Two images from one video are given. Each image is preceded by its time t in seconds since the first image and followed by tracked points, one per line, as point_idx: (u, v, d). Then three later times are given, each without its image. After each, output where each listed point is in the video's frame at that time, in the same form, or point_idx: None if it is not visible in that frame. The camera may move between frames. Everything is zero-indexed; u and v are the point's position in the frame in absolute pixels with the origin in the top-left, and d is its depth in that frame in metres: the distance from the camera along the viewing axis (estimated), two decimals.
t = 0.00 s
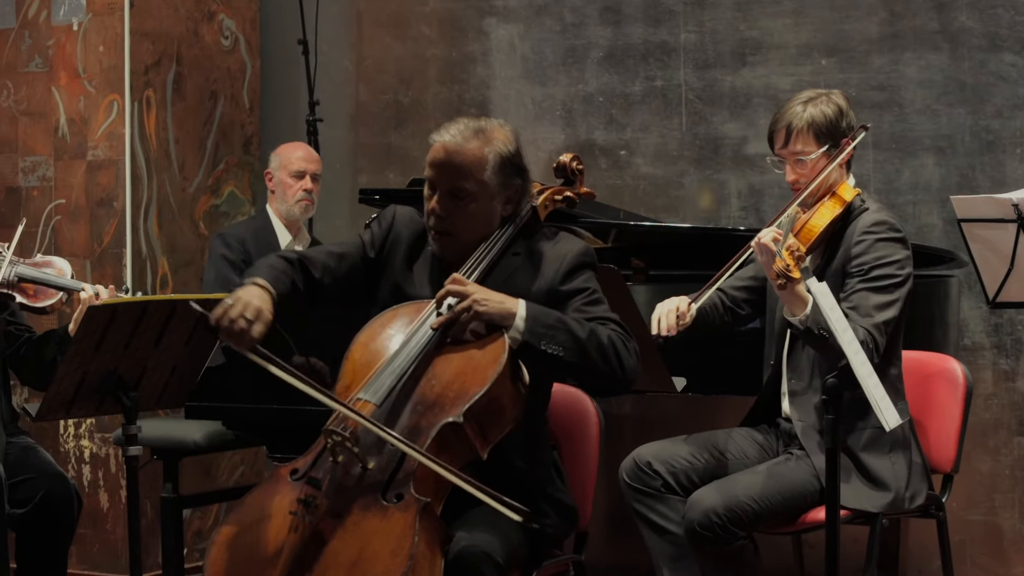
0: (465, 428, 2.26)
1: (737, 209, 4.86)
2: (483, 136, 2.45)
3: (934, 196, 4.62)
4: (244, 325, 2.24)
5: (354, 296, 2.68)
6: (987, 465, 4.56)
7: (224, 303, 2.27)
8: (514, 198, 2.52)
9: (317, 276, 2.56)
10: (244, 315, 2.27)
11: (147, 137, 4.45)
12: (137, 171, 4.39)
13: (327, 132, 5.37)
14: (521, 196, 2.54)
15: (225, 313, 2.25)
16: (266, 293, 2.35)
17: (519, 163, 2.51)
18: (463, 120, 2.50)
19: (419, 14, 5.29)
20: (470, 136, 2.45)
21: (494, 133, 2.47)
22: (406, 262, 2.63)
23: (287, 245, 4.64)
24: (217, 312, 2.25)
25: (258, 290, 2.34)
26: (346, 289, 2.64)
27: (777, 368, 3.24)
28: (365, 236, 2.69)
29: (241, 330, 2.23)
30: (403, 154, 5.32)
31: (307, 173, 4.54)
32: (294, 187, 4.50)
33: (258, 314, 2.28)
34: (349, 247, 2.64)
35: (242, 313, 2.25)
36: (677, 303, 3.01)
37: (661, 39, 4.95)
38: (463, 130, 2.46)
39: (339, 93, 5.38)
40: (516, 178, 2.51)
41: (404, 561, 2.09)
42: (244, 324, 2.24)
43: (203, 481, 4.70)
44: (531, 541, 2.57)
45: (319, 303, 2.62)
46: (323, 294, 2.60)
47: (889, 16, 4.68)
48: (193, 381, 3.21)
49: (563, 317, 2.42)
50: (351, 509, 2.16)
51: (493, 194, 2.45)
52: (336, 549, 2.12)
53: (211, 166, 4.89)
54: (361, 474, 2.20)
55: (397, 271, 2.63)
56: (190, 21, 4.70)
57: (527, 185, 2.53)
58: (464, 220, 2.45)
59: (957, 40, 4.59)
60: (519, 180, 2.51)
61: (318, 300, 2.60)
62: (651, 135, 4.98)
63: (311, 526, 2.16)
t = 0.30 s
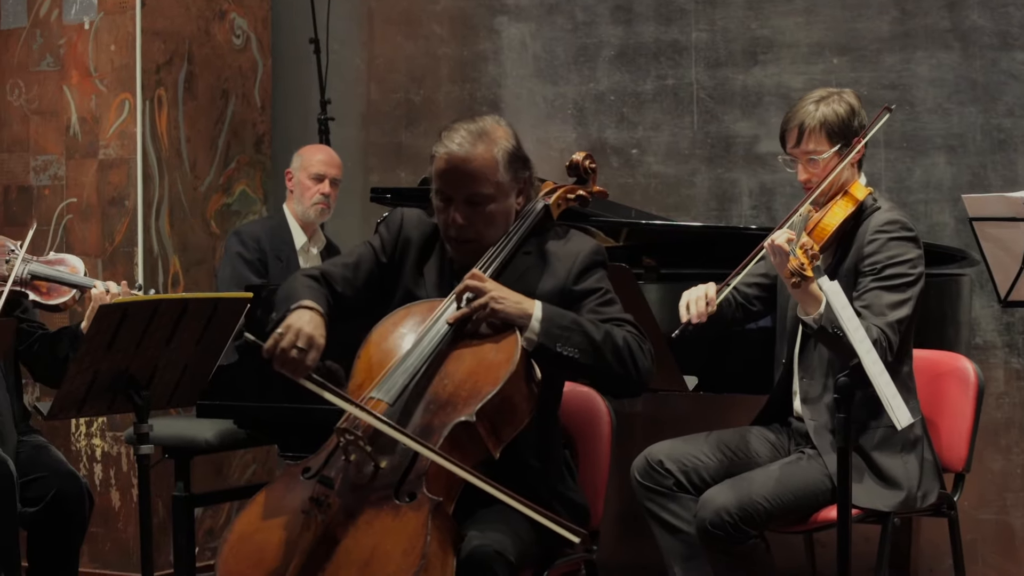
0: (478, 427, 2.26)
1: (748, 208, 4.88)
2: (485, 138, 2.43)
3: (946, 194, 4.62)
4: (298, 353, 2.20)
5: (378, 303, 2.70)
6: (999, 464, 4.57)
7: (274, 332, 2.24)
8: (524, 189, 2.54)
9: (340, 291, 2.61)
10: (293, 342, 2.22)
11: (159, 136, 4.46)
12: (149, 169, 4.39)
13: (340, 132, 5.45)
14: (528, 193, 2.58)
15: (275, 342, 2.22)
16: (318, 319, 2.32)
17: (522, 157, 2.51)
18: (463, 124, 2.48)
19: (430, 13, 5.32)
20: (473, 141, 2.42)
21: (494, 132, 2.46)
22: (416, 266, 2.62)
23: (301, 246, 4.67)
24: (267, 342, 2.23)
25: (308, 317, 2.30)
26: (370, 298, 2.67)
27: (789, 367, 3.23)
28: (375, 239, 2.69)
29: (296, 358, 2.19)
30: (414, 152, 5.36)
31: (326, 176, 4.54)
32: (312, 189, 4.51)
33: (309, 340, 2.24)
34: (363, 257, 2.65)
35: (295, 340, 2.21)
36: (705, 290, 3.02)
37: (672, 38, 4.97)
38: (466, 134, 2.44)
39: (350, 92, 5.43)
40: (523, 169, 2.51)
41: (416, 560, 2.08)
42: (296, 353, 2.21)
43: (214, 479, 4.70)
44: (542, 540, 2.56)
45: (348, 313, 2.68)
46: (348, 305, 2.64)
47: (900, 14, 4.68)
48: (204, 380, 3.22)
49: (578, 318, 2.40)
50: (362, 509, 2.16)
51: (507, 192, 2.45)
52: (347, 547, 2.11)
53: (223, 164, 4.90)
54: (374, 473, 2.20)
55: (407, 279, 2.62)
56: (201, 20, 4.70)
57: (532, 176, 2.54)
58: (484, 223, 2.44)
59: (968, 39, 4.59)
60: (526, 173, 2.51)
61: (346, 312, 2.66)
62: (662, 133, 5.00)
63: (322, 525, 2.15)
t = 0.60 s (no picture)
0: (488, 426, 2.25)
1: (758, 206, 4.89)
2: (487, 138, 2.44)
3: (956, 193, 4.62)
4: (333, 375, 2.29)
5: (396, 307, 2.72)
6: (1009, 463, 4.57)
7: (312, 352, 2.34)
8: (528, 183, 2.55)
9: (364, 298, 2.62)
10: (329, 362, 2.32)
11: (169, 135, 4.46)
12: (159, 168, 4.39)
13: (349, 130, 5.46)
14: (534, 191, 2.60)
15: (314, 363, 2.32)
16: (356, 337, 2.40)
17: (524, 151, 2.51)
18: (463, 126, 2.48)
19: (440, 12, 5.33)
20: (476, 143, 2.43)
21: (494, 131, 2.46)
22: (427, 265, 2.64)
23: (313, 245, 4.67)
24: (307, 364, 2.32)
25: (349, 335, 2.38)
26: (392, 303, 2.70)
27: (797, 366, 3.23)
28: (384, 243, 2.71)
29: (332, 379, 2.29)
30: (424, 151, 5.38)
31: (343, 178, 4.54)
32: (327, 190, 4.51)
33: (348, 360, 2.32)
34: (376, 261, 2.67)
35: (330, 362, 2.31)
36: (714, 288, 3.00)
37: (682, 37, 4.98)
38: (468, 135, 2.45)
39: (360, 92, 5.45)
40: (527, 164, 2.52)
41: (426, 559, 2.06)
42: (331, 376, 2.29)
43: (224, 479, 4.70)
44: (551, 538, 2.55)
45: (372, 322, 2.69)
46: (374, 313, 2.66)
47: (910, 13, 4.68)
48: (213, 380, 3.22)
49: (588, 317, 2.39)
50: (372, 508, 2.16)
51: (514, 188, 2.46)
52: (358, 547, 2.11)
53: (233, 163, 4.91)
54: (383, 472, 2.20)
55: (416, 277, 2.64)
56: (211, 19, 4.70)
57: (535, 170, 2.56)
58: (496, 223, 2.45)
59: (978, 38, 4.59)
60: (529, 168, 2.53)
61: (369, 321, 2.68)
62: (672, 132, 5.01)
63: (333, 525, 2.16)
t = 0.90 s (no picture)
0: (499, 424, 2.25)
1: (770, 205, 4.90)
2: (499, 133, 2.43)
3: (968, 192, 4.63)
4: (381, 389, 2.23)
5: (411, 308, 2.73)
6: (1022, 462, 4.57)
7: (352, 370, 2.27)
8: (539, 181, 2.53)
9: (380, 304, 2.63)
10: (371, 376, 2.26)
11: (181, 134, 4.47)
12: (171, 167, 4.40)
13: (360, 129, 5.47)
14: (546, 189, 2.59)
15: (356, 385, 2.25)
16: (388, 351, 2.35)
17: (537, 150, 2.50)
18: (476, 122, 2.48)
19: (453, 11, 5.35)
20: (487, 137, 2.42)
21: (507, 127, 2.45)
22: (438, 266, 2.64)
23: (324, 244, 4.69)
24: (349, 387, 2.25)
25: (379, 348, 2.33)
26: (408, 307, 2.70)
27: (808, 366, 3.22)
28: (396, 242, 2.70)
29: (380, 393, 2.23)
30: (437, 149, 5.40)
31: (354, 175, 4.55)
32: (339, 187, 4.52)
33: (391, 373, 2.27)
34: (389, 264, 2.67)
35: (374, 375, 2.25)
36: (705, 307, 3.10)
37: (694, 35, 5.00)
38: (480, 130, 2.45)
39: (373, 92, 5.46)
40: (539, 163, 2.50)
41: (437, 556, 2.06)
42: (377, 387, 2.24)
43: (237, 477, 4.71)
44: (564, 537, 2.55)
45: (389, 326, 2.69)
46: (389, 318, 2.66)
47: (923, 12, 4.69)
48: (225, 379, 3.22)
49: (603, 313, 2.39)
50: (382, 506, 2.16)
51: (524, 185, 2.44)
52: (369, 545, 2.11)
53: (246, 162, 4.91)
54: (394, 471, 2.21)
55: (428, 277, 2.64)
56: (224, 18, 4.71)
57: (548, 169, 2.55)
58: (504, 219, 2.44)
59: (991, 36, 4.59)
60: (542, 166, 2.51)
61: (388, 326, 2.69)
62: (685, 131, 5.03)
63: (342, 522, 2.16)
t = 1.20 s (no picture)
0: (512, 423, 2.26)
1: (784, 205, 4.99)
2: (522, 127, 2.46)
3: (982, 191, 4.71)
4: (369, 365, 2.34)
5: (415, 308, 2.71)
6: None
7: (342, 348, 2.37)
8: (559, 182, 2.56)
9: (378, 297, 2.63)
10: (360, 354, 2.37)
11: (195, 134, 4.47)
12: (184, 166, 4.40)
13: (374, 129, 5.49)
14: (563, 190, 2.59)
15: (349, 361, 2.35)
16: (377, 329, 2.45)
17: (559, 149, 2.52)
18: (500, 113, 2.51)
19: (466, 10, 5.40)
20: (510, 128, 2.46)
21: (532, 122, 2.49)
22: (452, 262, 2.63)
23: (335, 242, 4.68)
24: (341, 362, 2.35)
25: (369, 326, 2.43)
26: (410, 300, 2.69)
27: (822, 367, 3.22)
28: (409, 240, 2.71)
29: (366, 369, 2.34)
30: (450, 149, 5.44)
31: (361, 169, 4.54)
32: (348, 182, 4.50)
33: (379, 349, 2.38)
34: (397, 258, 2.67)
35: (363, 352, 2.36)
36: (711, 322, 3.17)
37: (707, 34, 5.09)
38: (503, 122, 2.48)
39: (387, 91, 5.47)
40: (559, 162, 2.53)
41: (450, 556, 2.06)
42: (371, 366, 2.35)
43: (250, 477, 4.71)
44: (576, 535, 2.55)
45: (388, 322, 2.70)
46: (389, 310, 2.66)
47: (936, 10, 4.78)
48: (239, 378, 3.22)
49: (614, 317, 2.39)
50: (396, 505, 2.16)
51: (540, 180, 2.46)
52: (381, 543, 2.11)
53: (259, 162, 4.92)
54: (407, 471, 2.21)
55: (441, 271, 2.63)
56: (237, 17, 4.71)
57: (570, 169, 2.57)
58: (517, 211, 2.45)
59: (1004, 35, 4.68)
60: (563, 165, 2.54)
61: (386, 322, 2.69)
62: (697, 130, 5.12)
63: (355, 520, 2.16)
